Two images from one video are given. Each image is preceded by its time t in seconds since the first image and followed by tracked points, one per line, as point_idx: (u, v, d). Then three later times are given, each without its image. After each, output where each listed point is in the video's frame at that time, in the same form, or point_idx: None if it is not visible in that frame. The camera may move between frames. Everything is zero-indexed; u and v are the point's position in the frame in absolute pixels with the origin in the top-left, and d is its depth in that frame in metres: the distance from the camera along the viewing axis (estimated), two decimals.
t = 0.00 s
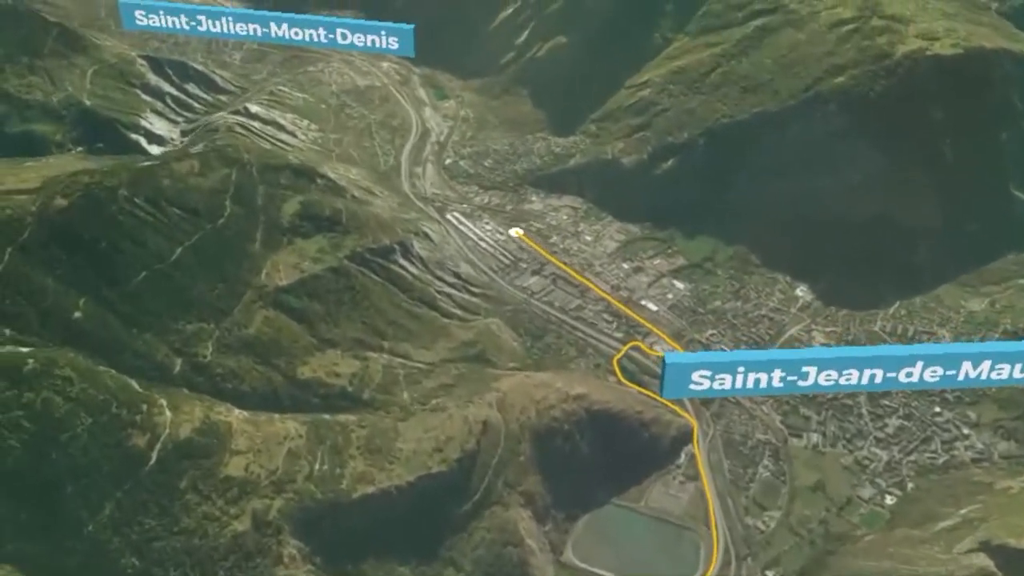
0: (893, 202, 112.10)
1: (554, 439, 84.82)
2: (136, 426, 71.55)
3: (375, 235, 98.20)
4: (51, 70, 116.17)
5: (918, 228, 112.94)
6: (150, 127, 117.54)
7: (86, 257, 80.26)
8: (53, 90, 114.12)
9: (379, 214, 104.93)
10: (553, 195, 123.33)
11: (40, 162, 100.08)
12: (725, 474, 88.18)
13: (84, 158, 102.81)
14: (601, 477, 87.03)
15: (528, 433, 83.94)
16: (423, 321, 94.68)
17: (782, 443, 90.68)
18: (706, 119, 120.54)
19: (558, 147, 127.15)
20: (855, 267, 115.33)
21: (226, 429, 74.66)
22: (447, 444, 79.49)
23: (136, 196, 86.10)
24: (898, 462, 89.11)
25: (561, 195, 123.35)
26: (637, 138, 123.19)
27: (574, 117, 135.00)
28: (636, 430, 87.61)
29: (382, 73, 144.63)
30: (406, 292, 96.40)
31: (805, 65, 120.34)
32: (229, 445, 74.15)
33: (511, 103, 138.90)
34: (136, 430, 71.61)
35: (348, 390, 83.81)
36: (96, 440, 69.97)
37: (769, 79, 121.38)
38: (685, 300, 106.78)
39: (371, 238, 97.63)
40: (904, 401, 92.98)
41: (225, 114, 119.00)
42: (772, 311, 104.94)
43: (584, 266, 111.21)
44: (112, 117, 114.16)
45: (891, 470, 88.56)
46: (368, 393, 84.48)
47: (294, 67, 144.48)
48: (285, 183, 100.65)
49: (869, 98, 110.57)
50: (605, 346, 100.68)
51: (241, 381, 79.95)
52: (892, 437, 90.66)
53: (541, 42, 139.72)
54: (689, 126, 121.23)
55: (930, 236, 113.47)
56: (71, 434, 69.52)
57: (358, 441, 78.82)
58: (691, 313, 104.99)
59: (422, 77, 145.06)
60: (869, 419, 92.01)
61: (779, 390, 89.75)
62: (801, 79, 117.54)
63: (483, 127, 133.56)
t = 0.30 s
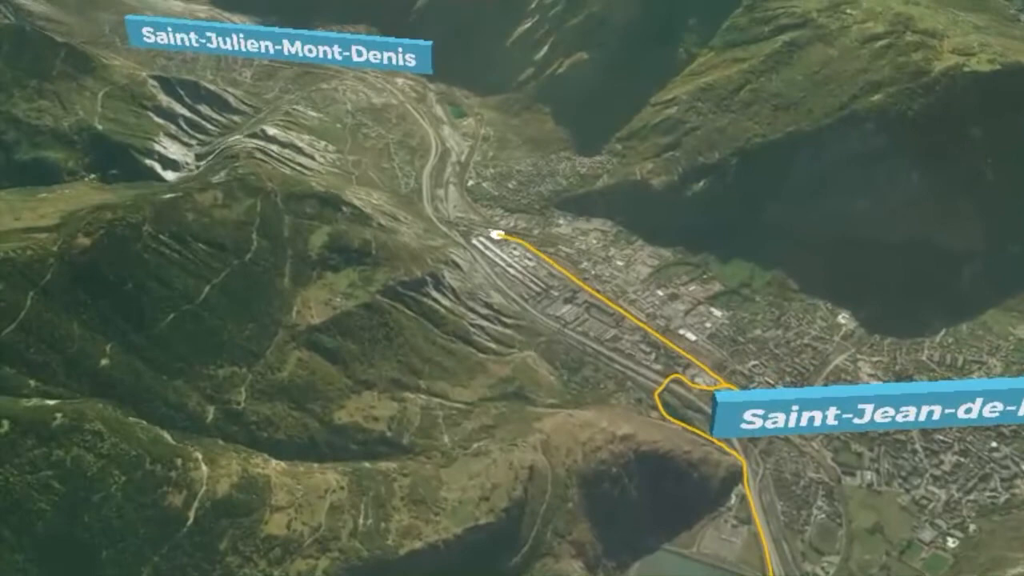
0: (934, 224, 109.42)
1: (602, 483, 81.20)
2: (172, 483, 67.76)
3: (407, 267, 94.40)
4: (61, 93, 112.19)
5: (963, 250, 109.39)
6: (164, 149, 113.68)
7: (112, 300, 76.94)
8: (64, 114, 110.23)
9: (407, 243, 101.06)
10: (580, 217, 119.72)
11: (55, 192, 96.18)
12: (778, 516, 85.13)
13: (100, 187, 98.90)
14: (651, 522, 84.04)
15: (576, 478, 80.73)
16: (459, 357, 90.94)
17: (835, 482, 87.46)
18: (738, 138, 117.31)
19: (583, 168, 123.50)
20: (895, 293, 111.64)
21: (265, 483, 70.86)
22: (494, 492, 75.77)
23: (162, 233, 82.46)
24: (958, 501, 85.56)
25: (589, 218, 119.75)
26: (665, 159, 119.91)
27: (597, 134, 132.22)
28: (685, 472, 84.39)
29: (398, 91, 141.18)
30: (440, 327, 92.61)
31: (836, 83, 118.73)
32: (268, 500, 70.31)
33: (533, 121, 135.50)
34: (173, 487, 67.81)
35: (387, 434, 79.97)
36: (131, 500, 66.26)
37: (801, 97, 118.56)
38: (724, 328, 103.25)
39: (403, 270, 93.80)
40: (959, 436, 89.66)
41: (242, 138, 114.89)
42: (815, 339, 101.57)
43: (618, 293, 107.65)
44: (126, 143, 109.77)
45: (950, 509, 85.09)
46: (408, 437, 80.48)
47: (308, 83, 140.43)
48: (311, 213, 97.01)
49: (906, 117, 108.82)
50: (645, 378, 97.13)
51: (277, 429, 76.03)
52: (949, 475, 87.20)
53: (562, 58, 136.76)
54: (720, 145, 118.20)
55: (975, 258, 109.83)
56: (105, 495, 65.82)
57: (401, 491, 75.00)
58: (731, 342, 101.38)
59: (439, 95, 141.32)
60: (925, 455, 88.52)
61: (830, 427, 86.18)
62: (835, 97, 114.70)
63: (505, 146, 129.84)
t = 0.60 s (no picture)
0: (971, 243, 107.19)
1: (647, 522, 78.81)
2: (209, 534, 64.92)
3: (437, 295, 91.39)
4: (71, 114, 108.75)
5: (1000, 268, 107.44)
6: (177, 169, 110.50)
7: (139, 339, 73.76)
8: (76, 136, 106.84)
9: (434, 268, 97.95)
10: (605, 236, 116.66)
11: (70, 218, 92.80)
12: (828, 553, 82.51)
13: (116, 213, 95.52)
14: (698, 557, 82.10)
15: (620, 518, 78.13)
16: (493, 389, 87.91)
17: (884, 515, 84.65)
18: (767, 155, 114.71)
19: (607, 185, 120.44)
20: (933, 314, 109.12)
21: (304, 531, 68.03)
22: (539, 536, 73.41)
23: (186, 265, 79.69)
24: (1011, 535, 83.47)
25: (614, 237, 116.66)
26: (691, 176, 117.15)
27: (622, 149, 129.16)
28: (729, 507, 81.83)
29: (411, 106, 137.25)
30: (472, 357, 89.59)
31: (866, 97, 116.03)
32: (308, 548, 67.30)
33: (552, 135, 132.50)
34: (209, 539, 64.94)
35: (425, 474, 76.90)
36: (166, 554, 63.33)
37: (831, 112, 115.75)
38: (760, 352, 100.50)
39: (432, 298, 90.71)
40: (1009, 465, 87.00)
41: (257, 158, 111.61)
42: (853, 364, 99.00)
43: (648, 316, 104.76)
44: (140, 165, 106.44)
45: (1004, 543, 82.97)
46: (446, 476, 77.45)
47: (320, 97, 136.49)
48: (335, 238, 93.90)
49: (941, 133, 106.70)
50: (681, 407, 94.30)
51: (312, 472, 73.08)
52: (1000, 508, 84.92)
53: (582, 71, 133.83)
54: (748, 162, 115.42)
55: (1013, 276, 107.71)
56: (139, 549, 62.87)
57: (443, 535, 72.20)
58: (768, 367, 98.66)
59: (454, 109, 137.92)
60: (975, 487, 85.97)
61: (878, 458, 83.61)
62: (866, 111, 112.13)
63: (525, 162, 126.76)
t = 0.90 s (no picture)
0: (1017, 263, 105.35)
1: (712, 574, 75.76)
2: None
3: (480, 332, 87.53)
4: (88, 142, 104.52)
5: None
6: (198, 199, 105.87)
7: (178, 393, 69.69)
8: (93, 165, 102.60)
9: (474, 302, 94.11)
10: (641, 262, 112.89)
11: (94, 256, 88.48)
12: None
13: (141, 248, 91.18)
14: None
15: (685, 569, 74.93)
16: (542, 432, 84.10)
17: (954, 560, 81.51)
18: (807, 177, 111.41)
19: (639, 209, 116.78)
20: (986, 337, 105.86)
21: None
22: None
23: (225, 309, 75.30)
24: None
25: (650, 262, 112.88)
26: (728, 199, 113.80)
27: (654, 171, 125.03)
28: (795, 554, 79.02)
29: (431, 125, 132.71)
30: (519, 398, 85.84)
31: (908, 115, 112.92)
32: None
33: (579, 155, 128.58)
34: None
35: (480, 529, 73.35)
36: None
37: (871, 131, 112.61)
38: (810, 385, 97.09)
39: (476, 336, 86.83)
40: None
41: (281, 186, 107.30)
42: (906, 397, 95.90)
43: (692, 347, 101.27)
44: (161, 195, 102.16)
45: None
46: (503, 530, 73.99)
47: (337, 117, 132.08)
48: (372, 273, 89.81)
49: (987, 153, 104.60)
50: (733, 446, 90.79)
51: (366, 531, 70.07)
52: None
53: (608, 89, 130.12)
54: (787, 184, 112.06)
55: None
56: None
57: None
58: (819, 401, 95.31)
59: (475, 128, 133.80)
60: None
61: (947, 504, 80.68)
62: (908, 131, 109.69)
63: (553, 185, 123.07)
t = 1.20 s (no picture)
0: None
1: None
2: None
3: (521, 365, 85.61)
4: (103, 165, 100.99)
5: None
6: (218, 225, 102.35)
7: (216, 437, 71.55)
8: (110, 190, 98.91)
9: (509, 332, 90.97)
10: (673, 284, 109.72)
11: (118, 288, 85.53)
12: None
13: (165, 279, 87.93)
14: None
15: None
16: (586, 469, 82.43)
17: None
18: (842, 196, 109.08)
19: (669, 229, 113.99)
20: None
21: None
22: None
23: (262, 347, 75.90)
24: None
25: (682, 284, 109.59)
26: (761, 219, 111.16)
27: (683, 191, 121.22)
28: None
29: (449, 141, 129.85)
30: (561, 433, 83.96)
31: (944, 131, 110.37)
32: None
33: (604, 172, 124.93)
34: None
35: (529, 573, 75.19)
36: None
37: (906, 148, 110.07)
38: (855, 414, 94.24)
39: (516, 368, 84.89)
40: None
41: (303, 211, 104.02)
42: (956, 426, 93.13)
43: (731, 374, 98.40)
44: (181, 221, 98.83)
45: None
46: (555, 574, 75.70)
47: (354, 134, 129.45)
48: (405, 303, 86.82)
49: None
50: (781, 479, 88.12)
51: None
52: None
53: (631, 104, 127.22)
54: (821, 203, 109.51)
55: None
56: None
57: None
58: (865, 430, 92.60)
59: (495, 144, 130.74)
60: None
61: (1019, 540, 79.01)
62: (944, 147, 107.87)
63: (580, 204, 119.95)
